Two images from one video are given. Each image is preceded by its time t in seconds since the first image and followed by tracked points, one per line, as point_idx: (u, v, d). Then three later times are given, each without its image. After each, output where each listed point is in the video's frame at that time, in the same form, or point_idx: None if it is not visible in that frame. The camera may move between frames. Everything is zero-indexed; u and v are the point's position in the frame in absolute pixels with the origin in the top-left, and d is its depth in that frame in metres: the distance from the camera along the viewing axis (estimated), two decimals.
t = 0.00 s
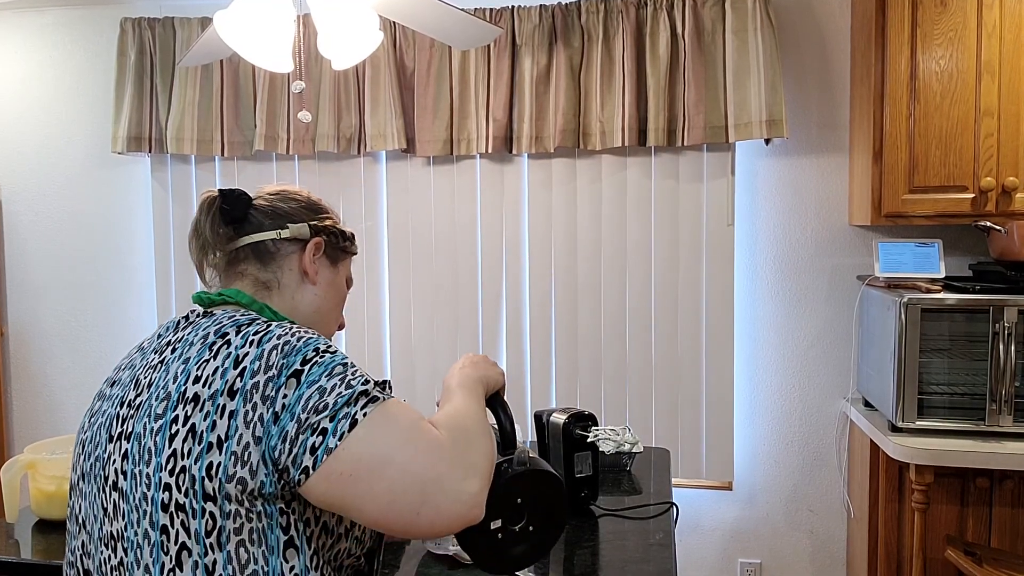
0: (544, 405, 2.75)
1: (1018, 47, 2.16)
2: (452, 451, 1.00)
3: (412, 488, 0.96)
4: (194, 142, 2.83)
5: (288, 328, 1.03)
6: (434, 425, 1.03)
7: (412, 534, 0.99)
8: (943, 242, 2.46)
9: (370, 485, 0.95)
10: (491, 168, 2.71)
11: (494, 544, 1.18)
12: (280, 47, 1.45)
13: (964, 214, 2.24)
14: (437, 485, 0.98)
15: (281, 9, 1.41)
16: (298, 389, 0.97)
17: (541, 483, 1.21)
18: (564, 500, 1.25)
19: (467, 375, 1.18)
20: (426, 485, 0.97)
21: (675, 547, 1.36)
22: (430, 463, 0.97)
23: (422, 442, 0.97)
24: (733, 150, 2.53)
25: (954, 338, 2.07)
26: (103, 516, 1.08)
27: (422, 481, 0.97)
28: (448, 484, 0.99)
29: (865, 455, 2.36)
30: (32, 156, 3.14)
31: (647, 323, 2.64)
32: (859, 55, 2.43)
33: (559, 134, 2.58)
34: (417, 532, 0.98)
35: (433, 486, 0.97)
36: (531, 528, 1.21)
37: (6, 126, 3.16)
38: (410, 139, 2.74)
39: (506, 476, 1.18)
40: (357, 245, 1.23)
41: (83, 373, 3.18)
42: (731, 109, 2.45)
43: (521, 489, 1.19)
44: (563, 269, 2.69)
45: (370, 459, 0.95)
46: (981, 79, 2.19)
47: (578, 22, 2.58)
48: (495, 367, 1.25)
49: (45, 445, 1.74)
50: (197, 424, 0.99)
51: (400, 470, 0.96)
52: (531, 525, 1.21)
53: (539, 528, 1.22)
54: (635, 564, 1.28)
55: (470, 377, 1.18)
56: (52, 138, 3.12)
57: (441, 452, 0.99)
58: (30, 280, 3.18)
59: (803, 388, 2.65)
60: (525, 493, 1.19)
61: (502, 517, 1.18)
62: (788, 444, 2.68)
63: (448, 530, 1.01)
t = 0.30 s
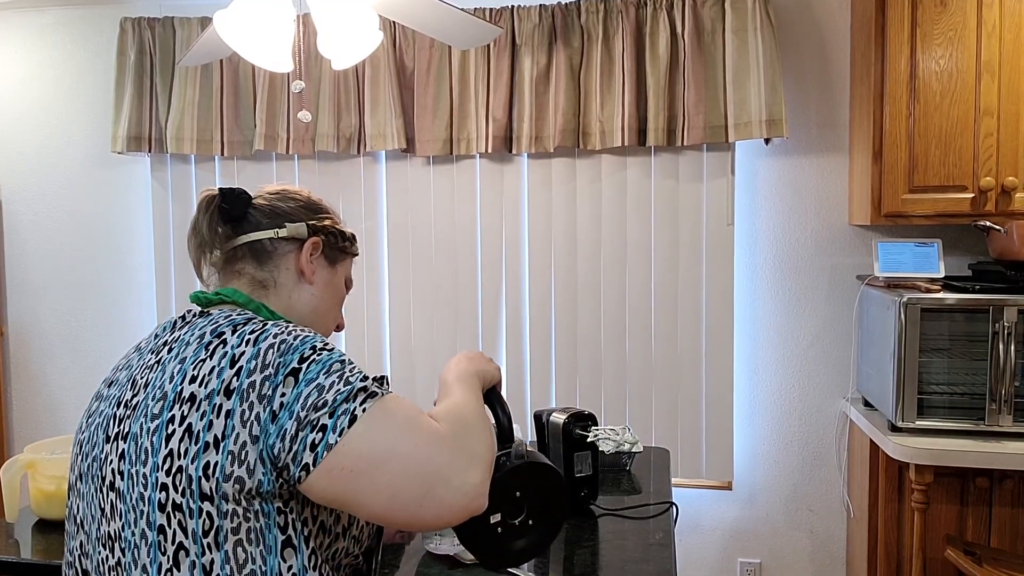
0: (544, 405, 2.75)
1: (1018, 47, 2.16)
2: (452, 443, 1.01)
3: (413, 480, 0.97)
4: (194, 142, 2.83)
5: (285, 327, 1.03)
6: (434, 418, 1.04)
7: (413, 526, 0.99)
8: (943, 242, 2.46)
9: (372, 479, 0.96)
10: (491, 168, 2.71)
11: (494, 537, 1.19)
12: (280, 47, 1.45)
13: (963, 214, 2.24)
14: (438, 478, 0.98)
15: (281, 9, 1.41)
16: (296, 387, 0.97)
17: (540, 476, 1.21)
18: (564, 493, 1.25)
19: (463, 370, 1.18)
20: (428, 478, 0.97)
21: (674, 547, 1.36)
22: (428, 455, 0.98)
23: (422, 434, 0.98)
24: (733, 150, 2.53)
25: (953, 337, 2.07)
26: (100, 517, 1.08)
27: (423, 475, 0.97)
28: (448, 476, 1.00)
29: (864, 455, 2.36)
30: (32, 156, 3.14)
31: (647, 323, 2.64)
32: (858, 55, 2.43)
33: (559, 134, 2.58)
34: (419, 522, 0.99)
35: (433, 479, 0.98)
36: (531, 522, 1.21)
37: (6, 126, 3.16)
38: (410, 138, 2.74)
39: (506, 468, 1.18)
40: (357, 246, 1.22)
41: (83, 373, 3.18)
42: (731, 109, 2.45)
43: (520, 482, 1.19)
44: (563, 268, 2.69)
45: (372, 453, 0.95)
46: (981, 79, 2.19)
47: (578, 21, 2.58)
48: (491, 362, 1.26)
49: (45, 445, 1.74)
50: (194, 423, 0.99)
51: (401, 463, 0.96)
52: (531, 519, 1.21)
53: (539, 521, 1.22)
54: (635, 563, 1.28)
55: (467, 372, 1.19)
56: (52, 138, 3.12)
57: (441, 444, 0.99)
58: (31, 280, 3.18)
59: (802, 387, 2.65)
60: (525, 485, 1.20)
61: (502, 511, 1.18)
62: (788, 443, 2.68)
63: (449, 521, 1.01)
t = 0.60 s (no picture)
0: (544, 404, 2.75)
1: (1018, 47, 2.16)
2: (452, 439, 1.01)
3: (416, 479, 0.97)
4: (194, 142, 2.83)
5: (284, 326, 1.03)
6: (435, 413, 1.04)
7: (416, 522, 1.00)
8: (943, 241, 2.46)
9: (374, 476, 0.96)
10: (491, 167, 2.71)
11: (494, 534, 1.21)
12: (280, 47, 1.45)
13: (963, 214, 2.24)
14: (441, 476, 0.99)
15: (281, 9, 1.41)
16: (295, 386, 0.97)
17: (539, 472, 1.25)
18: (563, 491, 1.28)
19: (462, 367, 1.18)
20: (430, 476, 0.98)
21: (674, 546, 1.36)
22: (430, 452, 0.98)
23: (422, 430, 0.98)
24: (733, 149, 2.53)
25: (953, 337, 2.07)
26: (99, 517, 1.08)
27: (425, 471, 0.98)
28: (450, 472, 1.00)
29: (864, 455, 2.36)
30: (32, 156, 3.14)
31: (647, 322, 2.64)
32: (859, 55, 2.43)
33: (558, 134, 2.58)
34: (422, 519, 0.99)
35: (435, 478, 0.98)
36: (531, 518, 1.24)
37: (6, 126, 3.16)
38: (410, 138, 2.74)
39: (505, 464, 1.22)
40: (359, 247, 1.22)
41: (83, 372, 3.18)
42: (731, 109, 2.45)
43: (519, 477, 1.23)
44: (563, 268, 2.69)
45: (374, 450, 0.95)
46: (981, 79, 2.19)
47: (578, 21, 2.58)
48: (489, 360, 1.26)
49: (45, 445, 1.74)
50: (193, 424, 0.99)
51: (404, 462, 0.96)
52: (531, 515, 1.24)
53: (539, 517, 1.25)
54: (635, 563, 1.28)
55: (465, 369, 1.19)
56: (52, 138, 3.12)
57: (441, 440, 0.99)
58: (31, 280, 3.18)
59: (802, 386, 2.65)
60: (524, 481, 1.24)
61: (502, 507, 1.21)
62: (788, 443, 2.68)
63: (450, 516, 1.02)
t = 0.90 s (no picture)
0: (544, 404, 2.75)
1: (1018, 47, 2.16)
2: (451, 437, 1.01)
3: (417, 477, 0.97)
4: (194, 142, 2.83)
5: (282, 326, 1.03)
6: (435, 413, 1.04)
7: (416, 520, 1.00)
8: (943, 241, 2.46)
9: (374, 475, 0.96)
10: (491, 167, 2.71)
11: (494, 534, 1.21)
12: (280, 48, 1.45)
13: (964, 214, 2.24)
14: (442, 475, 0.99)
15: (281, 9, 1.41)
16: (294, 385, 0.97)
17: (539, 471, 1.25)
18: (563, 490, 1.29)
19: (460, 367, 1.18)
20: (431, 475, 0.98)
21: (674, 546, 1.36)
22: (430, 451, 0.98)
23: (422, 428, 0.98)
24: (733, 149, 2.53)
25: (953, 337, 2.07)
26: (98, 517, 1.08)
27: (425, 470, 0.97)
28: (450, 470, 1.00)
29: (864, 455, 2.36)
30: (32, 156, 3.14)
31: (647, 322, 2.64)
32: (858, 55, 2.43)
33: (558, 134, 2.58)
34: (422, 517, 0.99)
35: (436, 477, 0.98)
36: (531, 517, 1.24)
37: (6, 126, 3.16)
38: (410, 138, 2.74)
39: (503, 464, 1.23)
40: (356, 249, 1.23)
41: (83, 372, 3.18)
42: (731, 109, 2.45)
43: (519, 477, 1.24)
44: (563, 268, 2.69)
45: (374, 448, 0.95)
46: (981, 79, 2.19)
47: (578, 21, 2.58)
48: (488, 360, 1.26)
49: (45, 444, 1.74)
50: (192, 423, 0.99)
51: (404, 461, 0.96)
52: (530, 515, 1.25)
53: (539, 516, 1.25)
54: (634, 564, 1.28)
55: (464, 370, 1.19)
56: (52, 138, 3.12)
57: (441, 438, 0.99)
58: (31, 280, 3.18)
59: (802, 386, 2.65)
60: (523, 480, 1.24)
61: (502, 507, 1.22)
62: (787, 443, 2.68)
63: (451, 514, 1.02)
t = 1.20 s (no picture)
0: (544, 404, 2.75)
1: (1018, 47, 2.16)
2: (445, 435, 1.01)
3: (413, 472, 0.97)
4: (194, 142, 2.83)
5: (281, 320, 1.04)
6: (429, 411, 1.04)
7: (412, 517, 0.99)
8: (943, 241, 2.46)
9: (367, 473, 0.95)
10: (491, 167, 2.71)
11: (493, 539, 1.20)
12: (280, 47, 1.45)
13: (964, 214, 2.24)
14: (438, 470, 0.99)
15: (281, 9, 1.41)
16: (292, 374, 0.97)
17: (539, 479, 1.22)
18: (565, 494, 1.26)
19: (461, 371, 1.19)
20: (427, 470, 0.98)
21: (674, 546, 1.36)
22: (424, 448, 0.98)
23: (415, 424, 0.98)
24: (733, 149, 2.53)
25: (953, 337, 2.07)
26: (99, 513, 1.08)
27: (424, 470, 0.97)
28: (445, 467, 1.00)
29: (864, 455, 2.36)
30: (32, 156, 3.14)
31: (647, 322, 2.64)
32: (858, 55, 2.43)
33: (558, 134, 2.58)
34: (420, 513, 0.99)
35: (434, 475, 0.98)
36: (531, 524, 1.22)
37: (6, 126, 3.16)
38: (410, 138, 2.74)
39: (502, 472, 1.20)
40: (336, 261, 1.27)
41: (83, 372, 3.18)
42: (731, 109, 2.45)
43: (518, 485, 1.21)
44: (563, 268, 2.69)
45: (368, 445, 0.95)
46: (981, 79, 2.19)
47: (578, 21, 2.58)
48: (490, 364, 1.26)
49: (45, 444, 1.74)
50: (194, 412, 1.00)
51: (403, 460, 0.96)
52: (531, 521, 1.23)
53: (539, 522, 1.23)
54: (634, 564, 1.28)
55: (465, 374, 1.19)
56: (52, 138, 3.12)
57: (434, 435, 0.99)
58: (31, 279, 3.18)
59: (802, 386, 2.65)
60: (523, 486, 1.21)
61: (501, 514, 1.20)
62: (788, 443, 2.68)
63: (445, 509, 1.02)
